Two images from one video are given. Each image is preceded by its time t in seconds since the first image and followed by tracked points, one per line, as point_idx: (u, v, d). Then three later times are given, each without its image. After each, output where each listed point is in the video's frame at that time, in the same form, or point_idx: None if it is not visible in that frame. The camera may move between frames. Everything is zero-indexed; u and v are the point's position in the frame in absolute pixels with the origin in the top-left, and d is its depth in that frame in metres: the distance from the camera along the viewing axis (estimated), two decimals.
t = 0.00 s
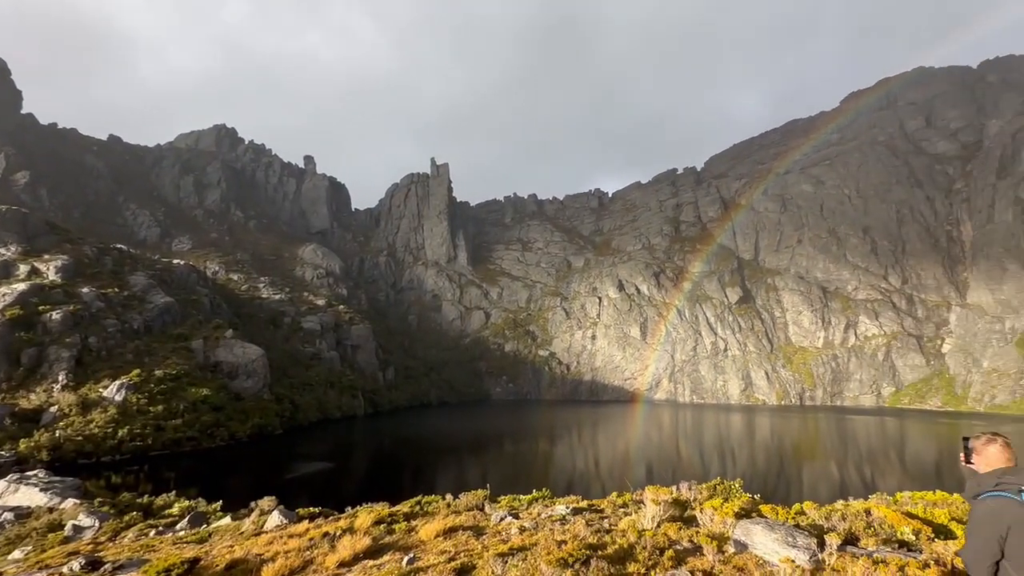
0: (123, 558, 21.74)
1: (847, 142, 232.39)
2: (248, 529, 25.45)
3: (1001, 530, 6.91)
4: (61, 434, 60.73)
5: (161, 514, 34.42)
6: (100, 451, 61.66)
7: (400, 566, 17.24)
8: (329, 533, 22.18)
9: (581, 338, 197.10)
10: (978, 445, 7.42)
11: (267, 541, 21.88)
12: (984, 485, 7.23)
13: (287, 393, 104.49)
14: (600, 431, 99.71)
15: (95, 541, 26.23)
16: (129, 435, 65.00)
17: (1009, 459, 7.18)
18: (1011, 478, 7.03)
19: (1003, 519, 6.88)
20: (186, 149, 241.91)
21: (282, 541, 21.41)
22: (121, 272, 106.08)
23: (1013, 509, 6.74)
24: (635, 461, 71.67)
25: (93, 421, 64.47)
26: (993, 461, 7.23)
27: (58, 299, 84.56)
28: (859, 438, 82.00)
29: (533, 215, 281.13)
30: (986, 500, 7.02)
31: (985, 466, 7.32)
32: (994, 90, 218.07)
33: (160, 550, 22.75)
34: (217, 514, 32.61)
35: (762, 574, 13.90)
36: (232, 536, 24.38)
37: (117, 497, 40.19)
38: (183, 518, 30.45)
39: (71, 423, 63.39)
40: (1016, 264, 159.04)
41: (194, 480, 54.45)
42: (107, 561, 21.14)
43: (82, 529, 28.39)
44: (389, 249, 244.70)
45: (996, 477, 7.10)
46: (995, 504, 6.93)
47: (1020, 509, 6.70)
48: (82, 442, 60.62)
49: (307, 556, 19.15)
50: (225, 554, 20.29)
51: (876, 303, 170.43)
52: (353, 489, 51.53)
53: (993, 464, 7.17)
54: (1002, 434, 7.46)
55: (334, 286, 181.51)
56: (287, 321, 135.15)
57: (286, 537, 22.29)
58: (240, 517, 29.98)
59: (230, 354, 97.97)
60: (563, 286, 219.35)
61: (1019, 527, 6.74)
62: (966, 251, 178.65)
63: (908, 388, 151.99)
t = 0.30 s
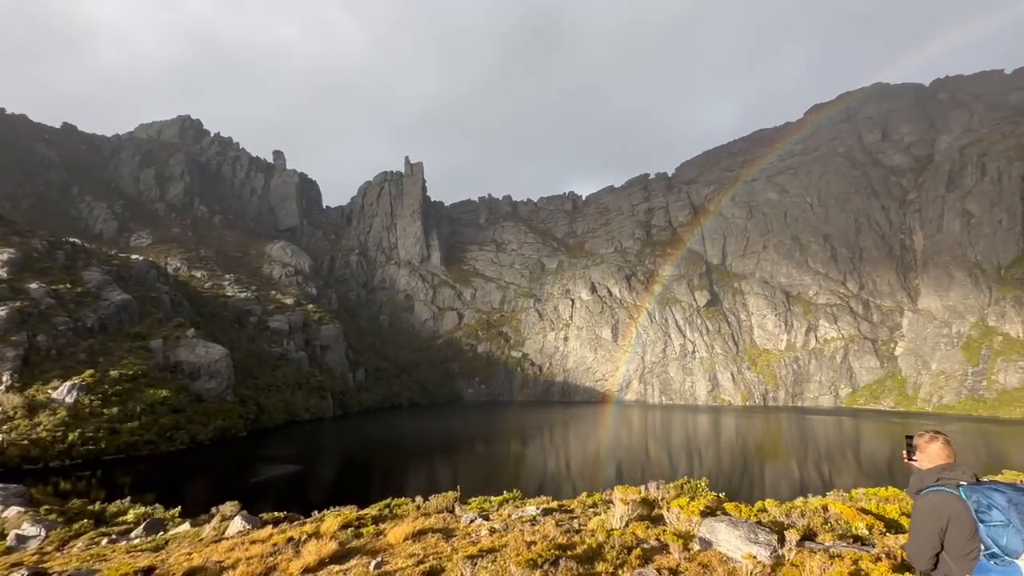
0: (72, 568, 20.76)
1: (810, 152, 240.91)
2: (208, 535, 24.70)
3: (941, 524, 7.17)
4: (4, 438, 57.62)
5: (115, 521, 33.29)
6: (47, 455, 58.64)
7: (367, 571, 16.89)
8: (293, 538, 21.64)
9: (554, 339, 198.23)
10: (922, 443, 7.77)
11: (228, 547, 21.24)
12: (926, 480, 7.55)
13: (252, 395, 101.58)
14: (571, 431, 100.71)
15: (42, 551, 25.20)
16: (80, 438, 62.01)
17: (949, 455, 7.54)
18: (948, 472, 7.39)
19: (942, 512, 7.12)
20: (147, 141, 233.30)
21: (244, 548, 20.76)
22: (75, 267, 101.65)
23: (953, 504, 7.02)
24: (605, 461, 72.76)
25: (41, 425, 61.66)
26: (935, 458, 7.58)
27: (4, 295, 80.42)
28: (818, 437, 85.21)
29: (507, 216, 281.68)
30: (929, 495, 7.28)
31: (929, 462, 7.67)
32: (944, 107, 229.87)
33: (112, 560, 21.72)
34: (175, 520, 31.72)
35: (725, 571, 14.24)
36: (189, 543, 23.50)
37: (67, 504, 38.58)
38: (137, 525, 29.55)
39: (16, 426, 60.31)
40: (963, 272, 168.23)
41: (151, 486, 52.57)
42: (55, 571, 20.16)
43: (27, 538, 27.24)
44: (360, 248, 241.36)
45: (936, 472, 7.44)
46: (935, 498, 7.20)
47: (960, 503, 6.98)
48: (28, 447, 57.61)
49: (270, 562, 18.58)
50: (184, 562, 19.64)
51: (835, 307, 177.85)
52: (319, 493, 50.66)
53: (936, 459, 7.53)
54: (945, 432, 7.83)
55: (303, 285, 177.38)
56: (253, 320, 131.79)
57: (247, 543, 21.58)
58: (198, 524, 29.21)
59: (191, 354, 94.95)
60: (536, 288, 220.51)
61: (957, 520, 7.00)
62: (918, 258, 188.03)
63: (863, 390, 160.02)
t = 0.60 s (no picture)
0: None
1: (780, 160, 247.74)
2: (170, 541, 23.63)
3: (892, 520, 7.32)
4: None
5: (70, 527, 32.18)
6: None
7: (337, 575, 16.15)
8: (260, 543, 20.45)
9: (530, 340, 198.68)
10: (874, 442, 8.01)
11: (191, 553, 20.19)
12: (878, 478, 7.75)
13: (219, 395, 98.88)
14: (546, 432, 101.22)
15: None
16: (33, 441, 58.99)
17: (898, 453, 7.81)
18: (898, 470, 7.63)
19: (893, 508, 7.30)
20: (111, 131, 225.10)
21: (207, 553, 19.72)
22: (30, 262, 97.43)
23: (901, 500, 7.23)
24: (579, 461, 73.35)
25: None
26: (885, 457, 7.85)
27: None
28: (785, 437, 87.47)
29: (485, 216, 281.48)
30: (880, 493, 7.46)
31: (880, 460, 7.90)
32: (905, 120, 239.76)
33: (64, 570, 20.68)
34: (135, 526, 30.85)
35: (694, 569, 14.60)
36: (149, 551, 22.28)
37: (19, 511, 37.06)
38: (94, 532, 28.67)
39: None
40: (920, 278, 175.76)
41: (109, 491, 50.74)
42: None
43: None
44: (335, 246, 237.88)
45: (887, 470, 7.65)
46: (887, 495, 7.39)
47: (906, 499, 7.20)
48: None
49: (234, 568, 17.59)
50: (143, 570, 18.69)
51: (801, 311, 183.29)
52: (288, 496, 49.76)
53: (886, 458, 7.77)
54: (894, 432, 8.12)
55: (274, 283, 173.23)
56: (221, 319, 128.50)
57: (209, 550, 20.35)
58: (159, 529, 28.44)
59: (154, 353, 92.25)
60: (513, 288, 220.99)
61: (905, 517, 7.19)
62: (879, 264, 195.26)
63: (827, 390, 166.34)
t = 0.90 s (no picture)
0: None
1: (754, 166, 253.46)
2: (134, 547, 22.97)
3: (849, 515, 7.64)
4: None
5: (28, 533, 31.12)
6: None
7: None
8: (229, 547, 20.05)
9: (509, 340, 198.78)
10: (833, 442, 8.36)
11: (156, 558, 19.67)
12: (837, 476, 8.09)
13: (188, 395, 96.32)
14: (524, 432, 101.53)
15: None
16: None
17: (856, 453, 8.18)
18: (856, 469, 8.00)
19: (849, 505, 7.63)
20: (76, 121, 217.31)
21: (174, 559, 19.25)
22: None
23: (859, 499, 7.56)
24: (557, 461, 73.84)
25: None
26: (844, 456, 8.20)
27: None
28: (757, 436, 89.50)
29: (464, 216, 280.86)
30: (838, 491, 7.78)
31: (840, 460, 8.24)
32: (873, 131, 247.72)
33: None
34: (97, 531, 30.01)
35: (666, 567, 14.92)
36: (111, 557, 21.70)
37: None
38: (54, 537, 27.79)
39: None
40: (885, 283, 181.82)
41: (70, 495, 49.02)
42: None
43: None
44: (311, 244, 234.38)
45: (846, 469, 8.02)
46: (844, 493, 7.70)
47: (862, 497, 7.55)
48: None
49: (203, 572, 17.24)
50: None
51: (773, 313, 187.75)
52: (260, 499, 48.94)
53: (844, 458, 8.13)
54: (853, 432, 8.48)
55: (247, 280, 169.46)
56: (191, 317, 125.35)
57: (173, 555, 19.86)
58: (123, 534, 27.66)
59: (119, 352, 89.54)
60: (492, 289, 221.13)
61: (861, 515, 7.53)
62: (847, 269, 201.39)
63: (796, 391, 171.94)
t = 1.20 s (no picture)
0: None
1: (734, 170, 257.88)
2: (103, 551, 22.46)
3: (819, 512, 7.90)
4: None
5: None
6: None
7: None
8: (203, 550, 19.78)
9: (491, 340, 198.83)
10: (804, 441, 8.64)
11: (127, 562, 19.29)
12: (806, 474, 8.37)
13: (161, 395, 94.11)
14: (506, 432, 101.65)
15: None
16: None
17: (825, 451, 8.47)
18: (825, 468, 8.30)
19: (820, 503, 7.88)
20: (46, 111, 210.63)
21: (145, 563, 18.88)
22: None
23: (828, 496, 7.83)
24: (538, 461, 74.11)
25: None
26: (813, 454, 8.50)
27: None
28: (734, 436, 91.12)
29: (447, 215, 279.97)
30: (807, 490, 8.03)
31: (809, 458, 8.54)
32: (848, 138, 253.82)
33: None
34: (65, 534, 29.25)
35: (644, 566, 15.18)
36: (78, 561, 21.24)
37: None
38: (19, 542, 27.00)
39: None
40: (858, 286, 186.67)
41: (35, 497, 47.58)
42: None
43: None
44: (291, 241, 231.23)
45: (814, 468, 8.32)
46: (814, 492, 7.95)
47: (832, 495, 7.83)
48: None
49: None
50: None
51: (750, 315, 191.19)
52: (235, 500, 48.14)
53: (814, 456, 8.43)
54: (823, 431, 8.76)
55: (224, 277, 166.20)
56: (165, 314, 122.58)
57: (143, 558, 19.52)
58: (92, 538, 27.00)
59: (89, 350, 87.13)
60: (475, 288, 220.92)
61: (829, 512, 7.82)
62: (822, 272, 206.26)
63: (772, 390, 175.80)
